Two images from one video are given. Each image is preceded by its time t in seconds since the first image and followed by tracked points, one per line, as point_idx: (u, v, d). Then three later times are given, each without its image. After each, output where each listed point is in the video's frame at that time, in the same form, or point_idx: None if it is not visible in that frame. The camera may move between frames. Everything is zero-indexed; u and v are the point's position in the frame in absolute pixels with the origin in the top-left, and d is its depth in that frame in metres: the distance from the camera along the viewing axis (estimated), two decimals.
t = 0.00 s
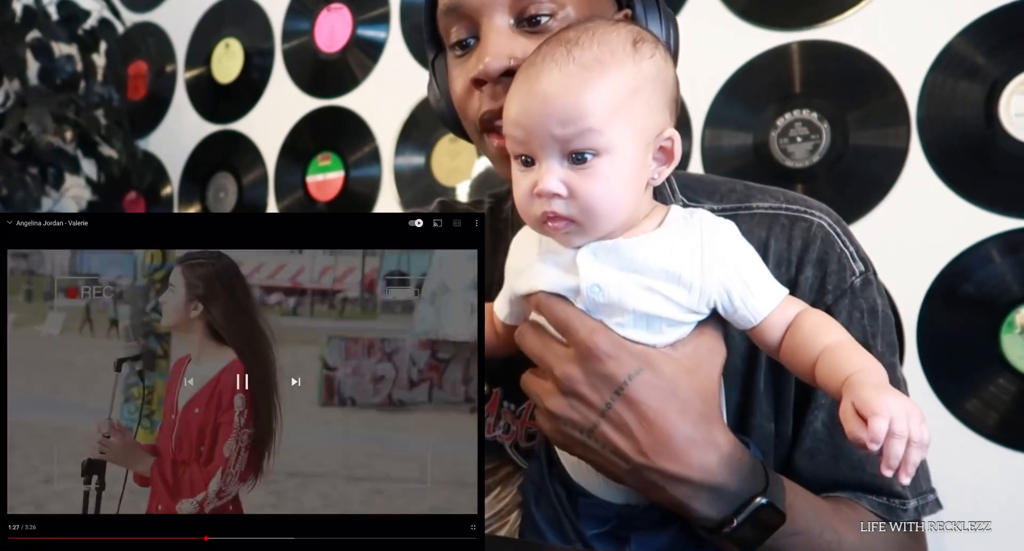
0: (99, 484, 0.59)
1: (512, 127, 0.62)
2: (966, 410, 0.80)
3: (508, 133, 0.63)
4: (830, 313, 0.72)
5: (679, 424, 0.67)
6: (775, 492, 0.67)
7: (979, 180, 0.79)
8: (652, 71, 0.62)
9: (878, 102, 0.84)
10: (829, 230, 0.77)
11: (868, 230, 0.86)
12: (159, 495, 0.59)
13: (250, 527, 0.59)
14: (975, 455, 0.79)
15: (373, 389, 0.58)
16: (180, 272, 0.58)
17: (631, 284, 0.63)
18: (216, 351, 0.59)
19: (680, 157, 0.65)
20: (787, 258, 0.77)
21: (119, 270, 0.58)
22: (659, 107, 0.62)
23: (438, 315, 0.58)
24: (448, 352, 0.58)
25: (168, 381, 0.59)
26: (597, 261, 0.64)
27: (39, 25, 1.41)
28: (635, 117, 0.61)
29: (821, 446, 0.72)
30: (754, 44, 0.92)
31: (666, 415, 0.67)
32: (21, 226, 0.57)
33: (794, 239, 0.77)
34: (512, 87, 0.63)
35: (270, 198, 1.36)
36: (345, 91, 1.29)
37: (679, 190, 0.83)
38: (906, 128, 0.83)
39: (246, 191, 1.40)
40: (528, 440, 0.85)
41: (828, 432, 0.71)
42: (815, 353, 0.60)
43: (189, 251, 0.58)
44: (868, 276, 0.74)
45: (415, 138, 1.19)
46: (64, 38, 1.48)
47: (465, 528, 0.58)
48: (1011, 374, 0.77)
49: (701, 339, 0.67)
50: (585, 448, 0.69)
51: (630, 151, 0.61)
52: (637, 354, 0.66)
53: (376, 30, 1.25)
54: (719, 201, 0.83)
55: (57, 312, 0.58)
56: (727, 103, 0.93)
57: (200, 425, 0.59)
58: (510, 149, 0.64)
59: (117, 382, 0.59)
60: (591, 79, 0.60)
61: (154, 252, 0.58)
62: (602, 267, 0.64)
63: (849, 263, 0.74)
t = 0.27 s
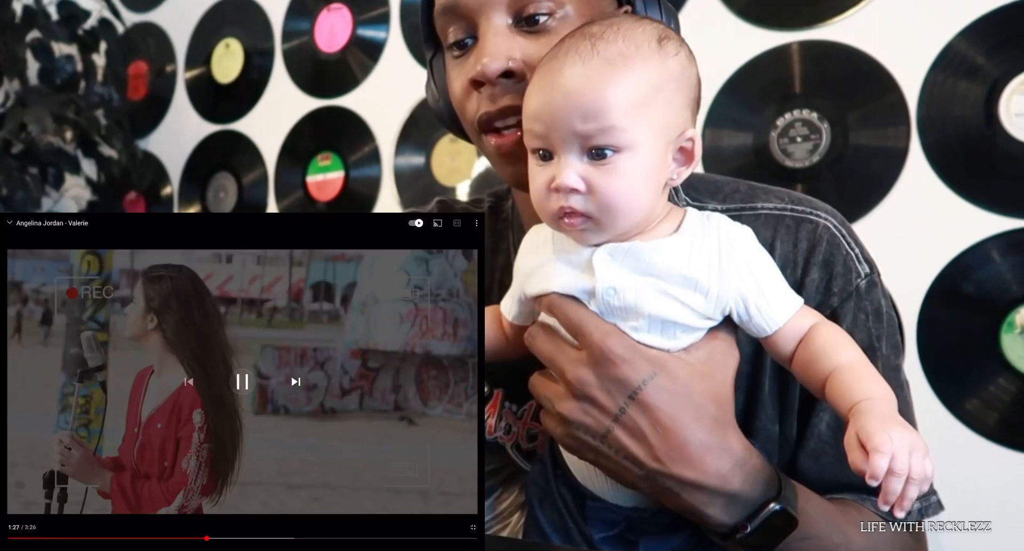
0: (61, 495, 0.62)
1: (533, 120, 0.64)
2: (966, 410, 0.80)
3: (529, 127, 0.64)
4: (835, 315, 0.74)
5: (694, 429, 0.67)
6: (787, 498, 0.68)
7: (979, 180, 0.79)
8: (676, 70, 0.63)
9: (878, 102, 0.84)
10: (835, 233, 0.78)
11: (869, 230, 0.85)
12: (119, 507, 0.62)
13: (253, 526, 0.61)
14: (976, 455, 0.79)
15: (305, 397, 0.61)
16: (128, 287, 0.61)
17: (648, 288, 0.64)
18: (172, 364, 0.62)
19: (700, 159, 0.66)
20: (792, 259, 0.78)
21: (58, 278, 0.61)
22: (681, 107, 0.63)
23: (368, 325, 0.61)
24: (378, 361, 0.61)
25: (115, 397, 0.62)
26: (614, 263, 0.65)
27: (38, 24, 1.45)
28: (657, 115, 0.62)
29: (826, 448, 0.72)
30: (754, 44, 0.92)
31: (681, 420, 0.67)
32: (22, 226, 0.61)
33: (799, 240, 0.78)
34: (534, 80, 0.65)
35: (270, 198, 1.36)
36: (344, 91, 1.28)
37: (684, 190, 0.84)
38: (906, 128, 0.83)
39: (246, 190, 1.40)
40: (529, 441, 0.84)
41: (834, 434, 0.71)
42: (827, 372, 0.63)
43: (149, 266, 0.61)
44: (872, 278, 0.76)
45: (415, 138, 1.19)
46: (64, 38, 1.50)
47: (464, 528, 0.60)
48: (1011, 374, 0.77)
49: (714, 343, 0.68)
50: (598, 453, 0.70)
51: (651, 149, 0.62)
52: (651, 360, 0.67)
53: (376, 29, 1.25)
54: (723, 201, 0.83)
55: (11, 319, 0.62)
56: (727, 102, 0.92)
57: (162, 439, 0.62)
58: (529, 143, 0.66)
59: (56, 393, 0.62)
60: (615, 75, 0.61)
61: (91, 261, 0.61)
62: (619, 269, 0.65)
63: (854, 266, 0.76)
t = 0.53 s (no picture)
0: (61, 495, 0.62)
1: (547, 113, 0.64)
2: (966, 410, 0.80)
3: (542, 120, 0.65)
4: (837, 317, 0.72)
5: (699, 431, 0.67)
6: (790, 498, 0.68)
7: (979, 180, 0.79)
8: (693, 72, 0.64)
9: (877, 102, 0.84)
10: (837, 234, 0.77)
11: (869, 230, 0.86)
12: (119, 507, 0.62)
13: (252, 526, 0.61)
14: (976, 455, 0.79)
15: (305, 396, 0.61)
16: (128, 287, 0.61)
17: (653, 289, 0.64)
18: (172, 364, 0.62)
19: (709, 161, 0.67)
20: (794, 261, 0.77)
21: (58, 278, 0.61)
22: (695, 108, 0.64)
23: (367, 324, 0.61)
24: (378, 361, 0.61)
25: (115, 396, 0.62)
26: (619, 263, 0.65)
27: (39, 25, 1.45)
28: (671, 114, 0.62)
29: (828, 449, 0.72)
30: (754, 44, 0.92)
31: (684, 421, 0.67)
32: (22, 226, 0.61)
33: (801, 241, 0.77)
34: (549, 73, 0.65)
35: (270, 198, 1.36)
36: (344, 91, 1.29)
37: (685, 189, 0.82)
38: (906, 128, 0.83)
39: (245, 190, 1.40)
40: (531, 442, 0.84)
41: (835, 435, 0.71)
42: (824, 384, 0.63)
43: (149, 266, 0.61)
44: (874, 280, 0.75)
45: (416, 138, 1.19)
46: (64, 38, 1.50)
47: (464, 528, 0.60)
48: (1012, 375, 0.77)
49: (717, 345, 0.68)
50: (600, 454, 0.70)
51: (663, 146, 0.63)
52: (655, 361, 0.67)
53: (377, 29, 1.25)
54: (724, 201, 0.82)
55: (10, 319, 0.62)
56: (727, 102, 0.93)
57: (162, 439, 0.62)
58: (541, 136, 0.66)
59: (56, 393, 0.62)
60: (632, 71, 0.62)
61: (91, 261, 0.61)
62: (624, 270, 0.65)
63: (856, 267, 0.74)
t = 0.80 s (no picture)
0: (61, 495, 0.62)
1: (547, 109, 0.64)
2: (966, 410, 0.80)
3: (543, 116, 0.65)
4: (839, 317, 0.73)
5: (699, 434, 0.68)
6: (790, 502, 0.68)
7: (979, 180, 0.79)
8: (694, 71, 0.64)
9: (878, 102, 0.84)
10: (839, 234, 0.77)
11: (869, 230, 0.86)
12: (119, 507, 0.62)
13: (253, 526, 0.61)
14: (976, 455, 0.79)
15: (305, 396, 0.61)
16: (128, 287, 0.61)
17: (652, 292, 0.64)
18: (172, 364, 0.62)
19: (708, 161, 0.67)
20: (796, 260, 0.77)
21: (58, 278, 0.61)
22: (694, 108, 0.64)
23: (366, 324, 0.61)
24: (378, 361, 0.61)
25: (115, 396, 0.62)
26: (618, 265, 0.65)
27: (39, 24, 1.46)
28: (671, 112, 0.63)
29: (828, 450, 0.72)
30: (754, 44, 0.92)
31: (684, 424, 0.68)
32: (22, 226, 0.61)
33: (803, 240, 0.77)
34: (550, 69, 0.65)
35: (270, 198, 1.36)
36: (344, 91, 1.28)
37: (685, 189, 0.82)
38: (906, 128, 0.83)
39: (246, 190, 1.40)
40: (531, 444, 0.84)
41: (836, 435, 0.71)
42: (819, 391, 0.63)
43: (149, 266, 0.61)
44: (876, 279, 0.75)
45: (416, 138, 1.19)
46: (64, 38, 1.50)
47: (464, 528, 0.60)
48: (1012, 374, 0.77)
49: (717, 347, 0.68)
50: (601, 457, 0.70)
51: (663, 144, 0.63)
52: (655, 363, 0.67)
53: (376, 29, 1.24)
54: (726, 201, 0.82)
55: (10, 318, 0.62)
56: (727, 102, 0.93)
57: (162, 438, 0.62)
58: (540, 132, 0.66)
59: (56, 393, 0.62)
60: (633, 67, 0.62)
61: (91, 261, 0.61)
62: (623, 271, 0.65)
63: (858, 266, 0.75)
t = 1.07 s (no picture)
0: (61, 496, 0.62)
1: (551, 112, 0.64)
2: (966, 410, 0.79)
3: (546, 119, 0.65)
4: (836, 316, 0.73)
5: (702, 438, 0.68)
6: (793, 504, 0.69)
7: (979, 180, 0.79)
8: (697, 73, 0.64)
9: (878, 102, 0.84)
10: (834, 233, 0.77)
11: (869, 230, 0.85)
12: (119, 507, 0.62)
13: (252, 526, 0.61)
14: (976, 455, 0.79)
15: (305, 397, 0.61)
16: (128, 287, 0.62)
17: (656, 296, 0.64)
18: (172, 364, 0.62)
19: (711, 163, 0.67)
20: (792, 260, 0.77)
21: (58, 278, 0.61)
22: (698, 110, 0.64)
23: (367, 324, 0.61)
24: (378, 361, 0.61)
25: (115, 397, 0.62)
26: (621, 268, 0.65)
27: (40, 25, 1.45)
28: (675, 115, 0.63)
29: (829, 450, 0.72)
30: (754, 44, 0.92)
31: (688, 428, 0.67)
32: (22, 226, 0.61)
33: (799, 240, 0.77)
34: (553, 72, 0.65)
35: (269, 198, 1.36)
36: (345, 91, 1.28)
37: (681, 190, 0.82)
38: (906, 128, 0.83)
39: (246, 190, 1.40)
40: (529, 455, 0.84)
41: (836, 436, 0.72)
42: (818, 403, 0.64)
43: (149, 266, 0.61)
44: (872, 278, 0.75)
45: (416, 138, 1.19)
46: (64, 38, 1.50)
47: (464, 528, 0.60)
48: (1011, 375, 0.77)
49: (721, 349, 0.68)
50: (605, 460, 0.71)
51: (667, 147, 0.63)
52: (659, 366, 0.67)
53: (377, 30, 1.24)
54: (721, 201, 0.83)
55: (11, 319, 0.62)
56: (728, 102, 0.92)
57: (162, 439, 0.62)
58: (544, 136, 0.66)
59: (56, 393, 0.62)
60: (637, 71, 0.62)
61: (91, 261, 0.61)
62: (626, 276, 0.65)
63: (854, 266, 0.75)
